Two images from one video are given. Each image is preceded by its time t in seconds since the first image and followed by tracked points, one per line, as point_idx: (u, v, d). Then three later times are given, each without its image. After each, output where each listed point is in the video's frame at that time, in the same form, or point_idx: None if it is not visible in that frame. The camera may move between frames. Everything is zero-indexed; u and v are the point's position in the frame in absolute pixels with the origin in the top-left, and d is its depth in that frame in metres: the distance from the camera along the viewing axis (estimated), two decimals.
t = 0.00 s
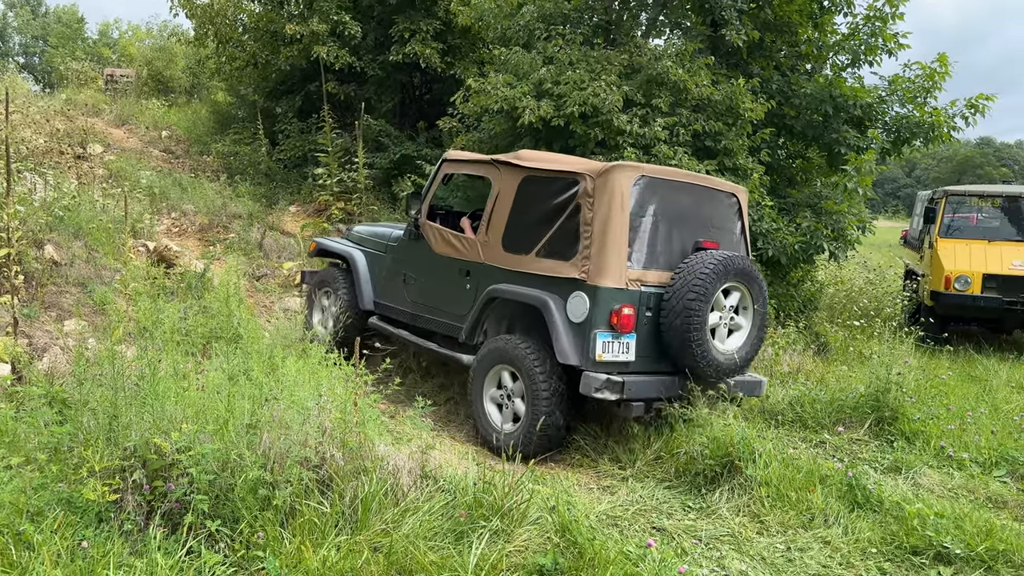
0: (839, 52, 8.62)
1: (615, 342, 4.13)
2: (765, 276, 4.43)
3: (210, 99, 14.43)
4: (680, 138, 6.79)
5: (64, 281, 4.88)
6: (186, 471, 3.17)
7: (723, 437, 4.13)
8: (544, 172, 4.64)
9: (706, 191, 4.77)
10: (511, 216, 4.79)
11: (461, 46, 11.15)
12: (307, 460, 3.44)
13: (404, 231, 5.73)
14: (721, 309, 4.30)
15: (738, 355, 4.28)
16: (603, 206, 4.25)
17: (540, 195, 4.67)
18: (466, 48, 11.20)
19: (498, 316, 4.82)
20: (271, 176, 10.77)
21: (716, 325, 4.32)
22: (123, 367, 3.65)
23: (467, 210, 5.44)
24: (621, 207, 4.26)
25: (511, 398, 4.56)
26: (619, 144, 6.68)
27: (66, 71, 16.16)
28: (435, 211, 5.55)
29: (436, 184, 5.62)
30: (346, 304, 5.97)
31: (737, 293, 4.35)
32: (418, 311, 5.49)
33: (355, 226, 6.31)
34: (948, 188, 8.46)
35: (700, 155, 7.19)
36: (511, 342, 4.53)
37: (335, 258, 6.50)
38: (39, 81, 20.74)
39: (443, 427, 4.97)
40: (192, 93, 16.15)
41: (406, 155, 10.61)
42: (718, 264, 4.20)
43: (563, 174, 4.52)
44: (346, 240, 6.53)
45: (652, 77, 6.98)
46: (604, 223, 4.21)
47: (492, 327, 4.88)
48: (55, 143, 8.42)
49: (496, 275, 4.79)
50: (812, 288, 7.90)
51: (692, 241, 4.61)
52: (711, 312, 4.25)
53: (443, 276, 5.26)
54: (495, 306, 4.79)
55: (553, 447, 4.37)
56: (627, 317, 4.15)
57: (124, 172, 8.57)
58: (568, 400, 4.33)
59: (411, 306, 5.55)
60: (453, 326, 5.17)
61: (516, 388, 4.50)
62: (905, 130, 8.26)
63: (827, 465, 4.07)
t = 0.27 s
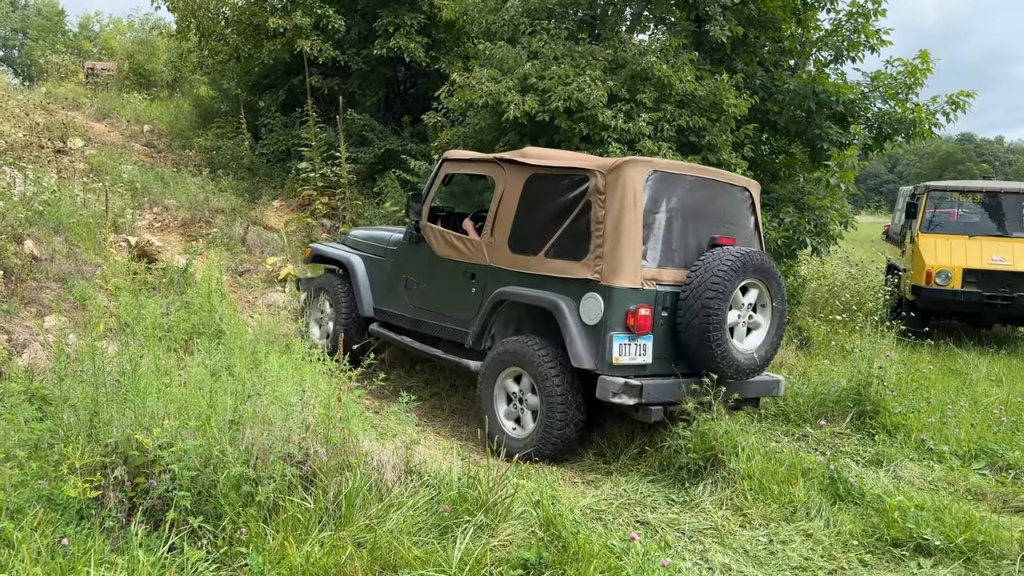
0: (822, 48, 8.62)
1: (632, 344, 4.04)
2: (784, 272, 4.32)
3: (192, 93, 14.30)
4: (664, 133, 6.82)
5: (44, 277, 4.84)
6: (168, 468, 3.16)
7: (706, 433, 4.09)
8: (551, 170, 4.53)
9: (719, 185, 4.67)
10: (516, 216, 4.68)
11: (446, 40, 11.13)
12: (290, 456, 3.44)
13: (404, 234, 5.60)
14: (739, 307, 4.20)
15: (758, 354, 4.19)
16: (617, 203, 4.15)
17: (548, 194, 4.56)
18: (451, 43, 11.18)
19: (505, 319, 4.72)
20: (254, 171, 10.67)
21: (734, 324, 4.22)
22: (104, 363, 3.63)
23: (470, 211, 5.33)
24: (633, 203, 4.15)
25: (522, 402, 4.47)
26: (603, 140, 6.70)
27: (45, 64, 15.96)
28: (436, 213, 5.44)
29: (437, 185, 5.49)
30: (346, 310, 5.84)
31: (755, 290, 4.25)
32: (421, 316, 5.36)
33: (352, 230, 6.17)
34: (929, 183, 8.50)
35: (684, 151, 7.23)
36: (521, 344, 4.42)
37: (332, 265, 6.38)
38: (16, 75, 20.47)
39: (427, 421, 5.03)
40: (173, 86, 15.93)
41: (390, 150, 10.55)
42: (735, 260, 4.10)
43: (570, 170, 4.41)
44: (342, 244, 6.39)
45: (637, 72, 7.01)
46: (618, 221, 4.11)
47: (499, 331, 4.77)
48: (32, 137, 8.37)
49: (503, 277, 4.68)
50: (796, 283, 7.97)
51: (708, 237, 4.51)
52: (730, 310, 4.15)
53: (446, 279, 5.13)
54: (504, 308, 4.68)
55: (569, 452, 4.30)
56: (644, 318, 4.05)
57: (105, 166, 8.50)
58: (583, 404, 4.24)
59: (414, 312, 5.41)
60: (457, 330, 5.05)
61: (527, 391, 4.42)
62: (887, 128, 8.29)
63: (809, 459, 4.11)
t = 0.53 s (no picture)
0: (805, 44, 8.84)
1: (644, 337, 4.00)
2: (794, 260, 4.30)
3: (174, 87, 14.17)
4: (649, 129, 6.86)
5: (23, 273, 4.81)
6: (150, 465, 3.13)
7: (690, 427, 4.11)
8: (554, 162, 4.50)
9: (724, 173, 4.65)
10: (520, 210, 4.64)
11: (430, 35, 11.12)
12: (273, 453, 3.43)
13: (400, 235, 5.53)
14: (751, 297, 4.17)
15: (770, 343, 4.16)
16: (625, 193, 4.11)
17: (551, 187, 4.52)
18: (435, 38, 11.17)
19: (510, 316, 4.69)
20: (236, 166, 10.59)
21: (746, 314, 4.19)
22: (84, 359, 3.61)
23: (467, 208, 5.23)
24: (641, 192, 4.12)
25: (530, 402, 4.43)
26: (588, 136, 6.73)
27: (24, 59, 15.78)
28: (433, 211, 5.35)
29: (434, 182, 5.43)
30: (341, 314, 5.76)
31: (766, 279, 4.22)
32: (420, 317, 5.29)
33: (345, 233, 6.10)
34: (911, 178, 8.52)
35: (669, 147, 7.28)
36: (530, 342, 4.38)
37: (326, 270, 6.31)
38: None
39: (412, 417, 5.07)
40: (155, 81, 15.72)
41: (374, 145, 10.52)
42: (746, 249, 4.07)
43: (574, 162, 4.38)
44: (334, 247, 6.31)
45: (621, 68, 7.08)
46: (626, 212, 4.07)
47: (503, 330, 4.73)
48: (9, 132, 8.43)
49: (507, 273, 4.62)
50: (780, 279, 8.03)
51: (716, 227, 4.48)
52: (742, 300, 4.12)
53: (447, 278, 5.07)
54: (509, 305, 4.63)
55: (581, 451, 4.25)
56: (656, 310, 4.01)
57: (86, 162, 8.43)
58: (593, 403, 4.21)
59: (412, 313, 5.33)
60: (458, 330, 4.98)
61: (535, 391, 4.38)
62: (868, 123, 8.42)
63: (792, 453, 4.16)
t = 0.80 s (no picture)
0: (789, 42, 8.96)
1: (654, 332, 3.89)
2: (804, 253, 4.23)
3: (156, 83, 14.06)
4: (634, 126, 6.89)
5: (3, 271, 4.77)
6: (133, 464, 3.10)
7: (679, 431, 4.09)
8: (557, 155, 4.38)
9: (729, 165, 4.59)
10: (522, 205, 4.52)
11: (415, 31, 11.09)
12: (258, 451, 3.41)
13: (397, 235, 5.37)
14: (761, 291, 4.10)
15: (782, 338, 4.09)
16: (633, 185, 4.00)
17: (554, 181, 4.40)
18: (420, 34, 11.14)
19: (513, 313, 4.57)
20: (220, 162, 10.52)
21: (757, 308, 4.12)
22: (64, 357, 3.58)
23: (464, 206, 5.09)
24: (649, 184, 4.01)
25: (536, 402, 4.33)
26: (574, 132, 6.73)
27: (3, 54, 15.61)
28: (430, 209, 5.18)
29: (431, 180, 5.28)
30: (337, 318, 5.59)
31: (776, 272, 4.15)
32: (419, 317, 5.13)
33: (338, 235, 5.93)
34: (895, 175, 8.63)
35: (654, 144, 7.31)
36: (536, 339, 4.27)
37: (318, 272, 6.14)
38: None
39: (398, 415, 5.10)
40: (138, 77, 15.56)
41: (359, 142, 10.50)
42: (757, 241, 3.99)
43: (578, 155, 4.26)
44: (325, 249, 6.13)
45: (606, 65, 7.11)
46: (635, 204, 3.96)
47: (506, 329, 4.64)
48: None
49: (511, 270, 4.50)
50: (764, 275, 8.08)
51: (723, 221, 4.40)
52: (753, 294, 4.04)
53: (446, 277, 4.92)
54: (512, 303, 4.51)
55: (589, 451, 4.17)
56: (666, 304, 3.91)
57: (67, 158, 8.36)
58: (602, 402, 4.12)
59: (411, 314, 5.18)
60: (459, 331, 4.84)
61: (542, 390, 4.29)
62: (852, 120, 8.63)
63: (775, 449, 4.21)
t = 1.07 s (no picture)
0: (774, 40, 9.05)
1: (666, 328, 3.86)
2: (811, 246, 4.23)
3: (141, 80, 13.96)
4: (621, 124, 6.90)
5: None
6: (118, 464, 3.08)
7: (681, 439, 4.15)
8: (559, 151, 4.30)
9: (733, 159, 4.55)
10: (524, 203, 4.44)
11: (401, 28, 11.06)
12: (244, 450, 3.40)
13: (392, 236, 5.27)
14: (772, 284, 4.08)
15: (792, 331, 4.08)
16: (641, 179, 3.94)
17: (558, 178, 4.33)
18: (407, 31, 11.12)
19: (517, 312, 4.50)
20: (205, 160, 10.46)
21: (767, 302, 4.10)
22: (47, 358, 3.57)
23: (463, 206, 5.00)
24: (656, 178, 3.97)
25: (544, 400, 4.27)
26: (561, 130, 6.74)
27: None
28: (427, 209, 5.08)
29: (427, 180, 5.18)
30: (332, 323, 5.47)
31: (785, 265, 4.14)
32: (420, 320, 5.03)
33: (333, 237, 5.81)
34: (879, 173, 8.66)
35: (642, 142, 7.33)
36: (543, 339, 4.20)
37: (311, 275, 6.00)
38: None
39: (385, 413, 5.12)
40: (122, 74, 15.42)
41: (345, 139, 10.48)
42: (766, 234, 3.98)
43: (581, 150, 4.19)
44: (319, 252, 6.00)
45: (593, 63, 7.14)
46: (643, 199, 3.90)
47: (511, 329, 4.56)
48: None
49: (513, 269, 4.42)
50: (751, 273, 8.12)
51: (728, 216, 4.37)
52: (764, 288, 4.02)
53: (447, 278, 4.82)
54: (517, 301, 4.43)
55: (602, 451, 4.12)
56: (678, 300, 3.88)
57: (50, 156, 8.29)
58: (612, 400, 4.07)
59: (411, 316, 5.07)
60: (462, 332, 4.75)
61: (550, 389, 4.23)
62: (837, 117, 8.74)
63: (761, 445, 4.25)
